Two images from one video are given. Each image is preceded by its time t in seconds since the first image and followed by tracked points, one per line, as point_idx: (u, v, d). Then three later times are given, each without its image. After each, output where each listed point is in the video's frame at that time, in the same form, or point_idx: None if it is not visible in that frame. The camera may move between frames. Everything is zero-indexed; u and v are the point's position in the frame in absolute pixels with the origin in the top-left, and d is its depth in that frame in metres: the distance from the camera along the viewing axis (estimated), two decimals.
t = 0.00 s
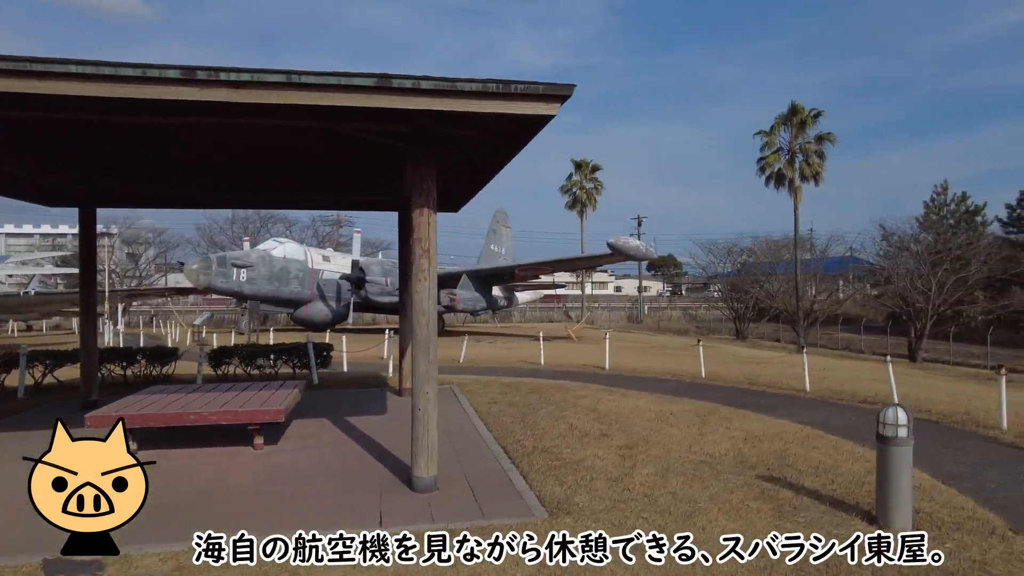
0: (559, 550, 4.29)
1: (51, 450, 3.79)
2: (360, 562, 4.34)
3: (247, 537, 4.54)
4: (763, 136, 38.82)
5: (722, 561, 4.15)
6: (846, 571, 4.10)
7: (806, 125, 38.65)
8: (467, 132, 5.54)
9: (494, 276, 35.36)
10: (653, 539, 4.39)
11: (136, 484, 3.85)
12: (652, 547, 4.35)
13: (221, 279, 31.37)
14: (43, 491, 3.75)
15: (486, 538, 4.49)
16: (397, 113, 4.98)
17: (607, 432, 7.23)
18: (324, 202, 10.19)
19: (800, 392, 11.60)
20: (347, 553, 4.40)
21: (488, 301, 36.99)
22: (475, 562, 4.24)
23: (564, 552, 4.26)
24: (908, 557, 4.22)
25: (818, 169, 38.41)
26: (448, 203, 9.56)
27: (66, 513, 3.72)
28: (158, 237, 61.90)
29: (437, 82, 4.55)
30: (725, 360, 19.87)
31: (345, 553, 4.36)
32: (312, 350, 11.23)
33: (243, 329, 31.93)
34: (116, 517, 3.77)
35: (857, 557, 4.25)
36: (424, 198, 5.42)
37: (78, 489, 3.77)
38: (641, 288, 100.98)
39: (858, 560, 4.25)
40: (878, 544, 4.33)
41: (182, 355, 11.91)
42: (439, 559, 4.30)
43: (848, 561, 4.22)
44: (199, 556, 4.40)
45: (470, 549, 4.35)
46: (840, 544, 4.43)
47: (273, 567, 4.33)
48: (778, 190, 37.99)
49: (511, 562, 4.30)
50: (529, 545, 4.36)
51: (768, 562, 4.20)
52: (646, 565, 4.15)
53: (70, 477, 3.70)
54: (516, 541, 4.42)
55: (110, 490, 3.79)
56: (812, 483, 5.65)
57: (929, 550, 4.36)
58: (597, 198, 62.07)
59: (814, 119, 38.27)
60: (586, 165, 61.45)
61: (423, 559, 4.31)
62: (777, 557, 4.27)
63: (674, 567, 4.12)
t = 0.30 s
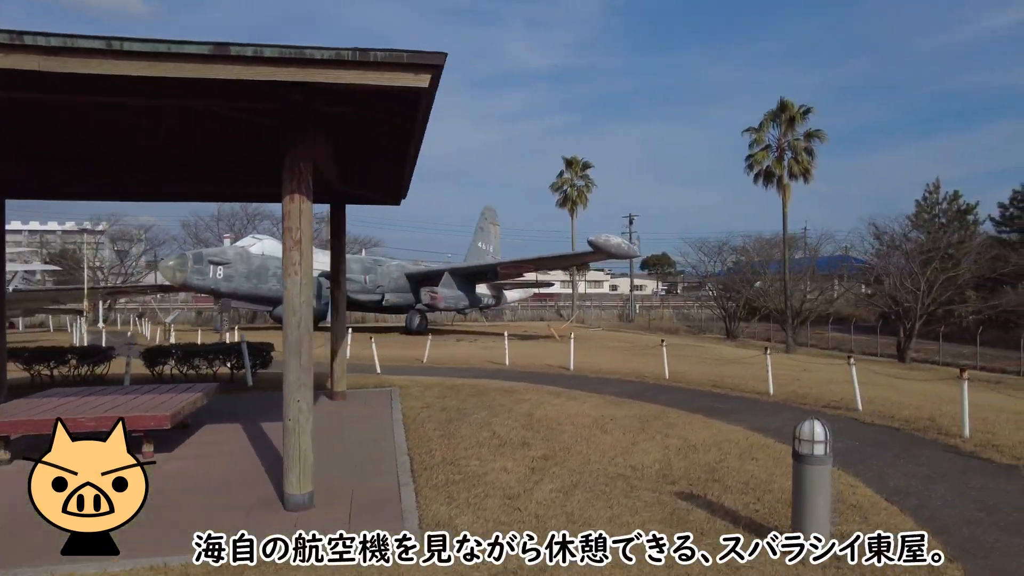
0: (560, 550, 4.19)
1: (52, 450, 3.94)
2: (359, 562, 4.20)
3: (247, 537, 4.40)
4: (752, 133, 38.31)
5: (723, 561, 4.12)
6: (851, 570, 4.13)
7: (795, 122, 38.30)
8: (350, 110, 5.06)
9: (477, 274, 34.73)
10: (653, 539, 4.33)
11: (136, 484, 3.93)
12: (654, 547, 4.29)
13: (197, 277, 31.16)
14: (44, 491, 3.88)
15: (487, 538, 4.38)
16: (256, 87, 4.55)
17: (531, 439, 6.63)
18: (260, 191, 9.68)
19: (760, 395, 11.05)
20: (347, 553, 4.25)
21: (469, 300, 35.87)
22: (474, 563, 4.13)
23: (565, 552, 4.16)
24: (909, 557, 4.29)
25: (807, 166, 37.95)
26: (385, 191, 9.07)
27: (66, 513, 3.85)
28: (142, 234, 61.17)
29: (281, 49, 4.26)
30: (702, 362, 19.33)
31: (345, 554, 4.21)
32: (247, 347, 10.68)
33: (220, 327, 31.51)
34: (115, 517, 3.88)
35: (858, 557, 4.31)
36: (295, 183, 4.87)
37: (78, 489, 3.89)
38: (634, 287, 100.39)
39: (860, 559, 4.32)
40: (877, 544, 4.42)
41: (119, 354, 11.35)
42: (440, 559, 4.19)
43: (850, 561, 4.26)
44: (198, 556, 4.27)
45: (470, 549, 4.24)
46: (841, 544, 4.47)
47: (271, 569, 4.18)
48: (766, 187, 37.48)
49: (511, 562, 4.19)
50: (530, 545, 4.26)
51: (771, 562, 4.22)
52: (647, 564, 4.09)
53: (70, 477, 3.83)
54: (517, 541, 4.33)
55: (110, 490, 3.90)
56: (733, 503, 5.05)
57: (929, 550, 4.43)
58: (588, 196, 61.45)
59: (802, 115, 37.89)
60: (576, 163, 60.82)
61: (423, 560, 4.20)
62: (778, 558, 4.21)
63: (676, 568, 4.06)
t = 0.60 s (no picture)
0: (558, 552, 4.09)
1: (50, 451, 4.23)
2: (360, 563, 4.08)
3: (247, 537, 4.17)
4: (743, 130, 37.79)
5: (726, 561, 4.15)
6: (846, 571, 4.29)
7: (786, 118, 37.85)
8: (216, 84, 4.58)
9: (462, 273, 34.05)
10: (653, 539, 4.22)
11: (134, 485, 4.30)
12: (654, 548, 4.19)
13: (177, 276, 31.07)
14: (43, 491, 4.16)
15: (487, 538, 4.28)
16: (91, 57, 4.11)
17: (454, 452, 6.02)
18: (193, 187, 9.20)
19: (728, 399, 10.45)
20: (347, 553, 4.13)
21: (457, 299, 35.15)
22: (475, 564, 4.03)
23: (563, 553, 4.07)
24: (908, 557, 4.38)
25: (799, 164, 37.43)
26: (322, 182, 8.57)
27: (67, 513, 4.17)
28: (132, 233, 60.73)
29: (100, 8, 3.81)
30: (685, 363, 18.79)
31: (345, 554, 4.08)
32: (182, 350, 10.11)
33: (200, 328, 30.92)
34: (114, 517, 4.23)
35: (858, 557, 4.44)
36: (148, 161, 4.35)
37: (77, 489, 4.20)
38: (633, 286, 99.77)
39: (859, 559, 4.45)
40: (877, 544, 4.49)
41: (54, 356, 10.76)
42: (440, 559, 4.08)
43: (848, 561, 4.42)
44: (198, 557, 4.02)
45: (470, 549, 4.14)
46: (840, 544, 4.61)
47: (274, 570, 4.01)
48: (758, 185, 36.97)
49: (512, 563, 4.10)
50: (529, 545, 4.17)
51: (769, 565, 4.33)
52: (647, 565, 3.99)
53: (71, 477, 4.13)
54: (516, 541, 4.23)
55: (109, 490, 4.24)
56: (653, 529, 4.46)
57: (929, 549, 4.50)
58: (581, 195, 60.86)
59: (794, 112, 37.50)
60: (569, 161, 60.24)
61: (423, 560, 4.09)
62: (778, 558, 4.41)
63: (676, 569, 3.96)
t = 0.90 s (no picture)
0: (559, 550, 4.19)
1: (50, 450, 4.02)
2: (359, 562, 4.12)
3: (247, 537, 4.27)
4: (734, 127, 37.28)
5: (722, 560, 4.41)
6: (843, 569, 4.40)
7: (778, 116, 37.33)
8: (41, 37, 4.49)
9: (447, 273, 33.43)
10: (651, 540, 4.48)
11: (134, 484, 4.07)
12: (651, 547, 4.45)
13: (155, 275, 30.17)
14: (43, 490, 4.01)
15: (486, 538, 4.36)
16: None
17: (362, 472, 5.47)
18: (132, 181, 9.20)
19: (693, 407, 9.85)
20: (347, 553, 4.18)
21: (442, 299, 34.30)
22: (474, 563, 4.11)
23: (563, 552, 4.13)
24: (908, 556, 4.48)
25: (791, 162, 36.95)
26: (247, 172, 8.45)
27: (66, 513, 3.97)
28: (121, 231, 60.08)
29: None
30: (667, 366, 18.30)
31: (344, 554, 4.13)
32: (111, 353, 9.61)
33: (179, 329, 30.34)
34: (115, 517, 4.01)
35: (858, 557, 4.54)
36: None
37: (77, 489, 4.00)
38: (632, 288, 99.03)
39: (859, 559, 4.54)
40: (877, 544, 4.64)
41: None
42: (439, 559, 4.16)
43: (848, 560, 4.51)
44: (197, 555, 4.08)
45: (470, 549, 4.22)
46: (839, 543, 4.72)
47: (272, 570, 4.07)
48: (748, 184, 36.49)
49: (512, 562, 4.18)
50: (530, 545, 4.25)
51: (767, 562, 4.49)
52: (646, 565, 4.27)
53: (70, 478, 3.94)
54: (516, 540, 4.31)
55: (109, 489, 4.02)
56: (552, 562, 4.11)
57: (930, 549, 4.61)
58: (574, 194, 60.23)
59: (785, 109, 37.07)
60: (562, 160, 59.65)
61: (423, 560, 4.15)
62: (777, 557, 4.56)
63: (673, 567, 4.30)
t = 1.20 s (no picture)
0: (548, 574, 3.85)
1: (50, 449, 3.96)
2: None
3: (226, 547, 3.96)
4: (730, 123, 36.67)
5: None
6: None
7: (775, 111, 36.65)
8: None
9: (436, 270, 32.70)
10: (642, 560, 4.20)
11: (133, 484, 4.02)
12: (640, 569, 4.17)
13: (136, 272, 29.49)
14: (45, 490, 3.96)
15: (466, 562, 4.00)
16: None
17: (259, 493, 4.88)
18: (63, 173, 8.61)
19: (667, 413, 9.13)
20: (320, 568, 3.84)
21: (430, 298, 33.44)
22: None
23: None
24: None
25: (788, 159, 36.35)
26: (178, 163, 8.01)
27: (66, 513, 3.91)
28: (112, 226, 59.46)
29: None
30: (654, 368, 17.62)
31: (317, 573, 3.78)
32: (38, 354, 9.00)
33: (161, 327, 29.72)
34: (115, 516, 3.97)
35: None
36: None
37: (77, 489, 3.94)
38: (631, 287, 98.21)
39: None
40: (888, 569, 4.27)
41: None
42: None
43: None
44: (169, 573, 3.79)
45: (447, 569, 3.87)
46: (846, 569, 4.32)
47: None
48: (743, 180, 35.84)
49: None
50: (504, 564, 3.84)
51: None
52: None
53: (70, 477, 3.87)
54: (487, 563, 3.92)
55: (109, 489, 3.97)
56: None
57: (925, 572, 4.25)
58: (570, 191, 59.52)
59: (782, 104, 36.38)
60: (557, 156, 59.00)
61: None
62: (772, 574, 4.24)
63: None
